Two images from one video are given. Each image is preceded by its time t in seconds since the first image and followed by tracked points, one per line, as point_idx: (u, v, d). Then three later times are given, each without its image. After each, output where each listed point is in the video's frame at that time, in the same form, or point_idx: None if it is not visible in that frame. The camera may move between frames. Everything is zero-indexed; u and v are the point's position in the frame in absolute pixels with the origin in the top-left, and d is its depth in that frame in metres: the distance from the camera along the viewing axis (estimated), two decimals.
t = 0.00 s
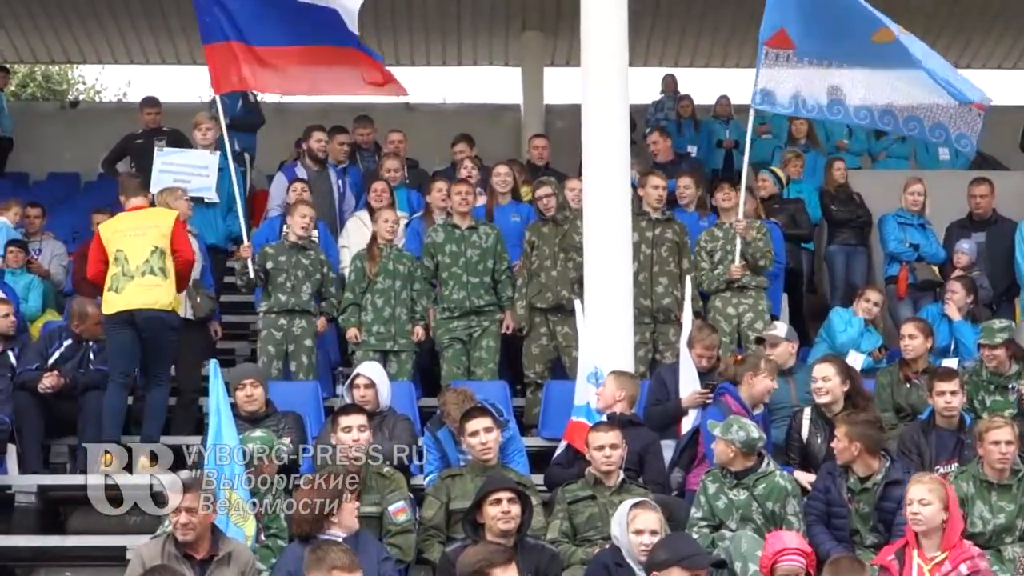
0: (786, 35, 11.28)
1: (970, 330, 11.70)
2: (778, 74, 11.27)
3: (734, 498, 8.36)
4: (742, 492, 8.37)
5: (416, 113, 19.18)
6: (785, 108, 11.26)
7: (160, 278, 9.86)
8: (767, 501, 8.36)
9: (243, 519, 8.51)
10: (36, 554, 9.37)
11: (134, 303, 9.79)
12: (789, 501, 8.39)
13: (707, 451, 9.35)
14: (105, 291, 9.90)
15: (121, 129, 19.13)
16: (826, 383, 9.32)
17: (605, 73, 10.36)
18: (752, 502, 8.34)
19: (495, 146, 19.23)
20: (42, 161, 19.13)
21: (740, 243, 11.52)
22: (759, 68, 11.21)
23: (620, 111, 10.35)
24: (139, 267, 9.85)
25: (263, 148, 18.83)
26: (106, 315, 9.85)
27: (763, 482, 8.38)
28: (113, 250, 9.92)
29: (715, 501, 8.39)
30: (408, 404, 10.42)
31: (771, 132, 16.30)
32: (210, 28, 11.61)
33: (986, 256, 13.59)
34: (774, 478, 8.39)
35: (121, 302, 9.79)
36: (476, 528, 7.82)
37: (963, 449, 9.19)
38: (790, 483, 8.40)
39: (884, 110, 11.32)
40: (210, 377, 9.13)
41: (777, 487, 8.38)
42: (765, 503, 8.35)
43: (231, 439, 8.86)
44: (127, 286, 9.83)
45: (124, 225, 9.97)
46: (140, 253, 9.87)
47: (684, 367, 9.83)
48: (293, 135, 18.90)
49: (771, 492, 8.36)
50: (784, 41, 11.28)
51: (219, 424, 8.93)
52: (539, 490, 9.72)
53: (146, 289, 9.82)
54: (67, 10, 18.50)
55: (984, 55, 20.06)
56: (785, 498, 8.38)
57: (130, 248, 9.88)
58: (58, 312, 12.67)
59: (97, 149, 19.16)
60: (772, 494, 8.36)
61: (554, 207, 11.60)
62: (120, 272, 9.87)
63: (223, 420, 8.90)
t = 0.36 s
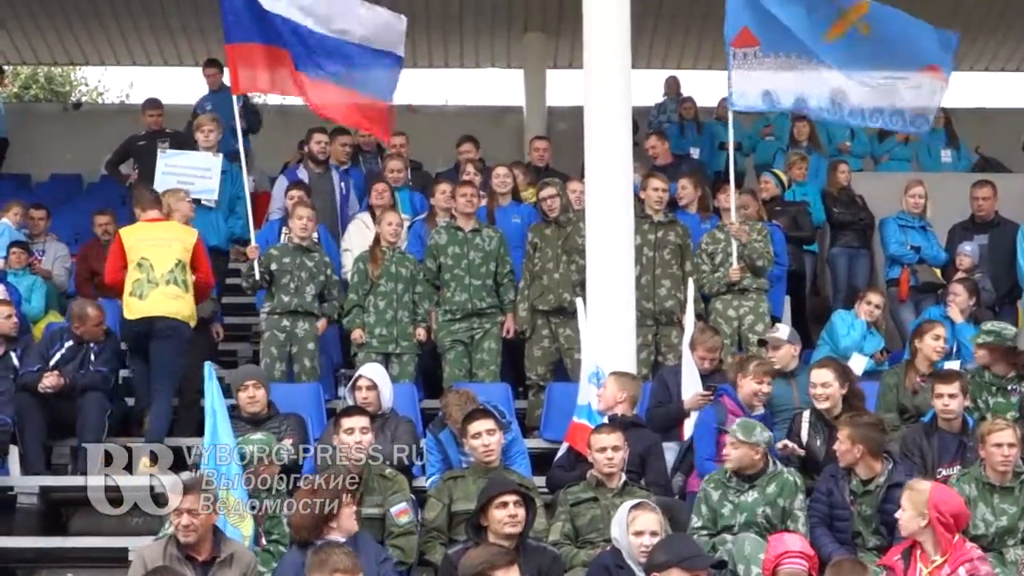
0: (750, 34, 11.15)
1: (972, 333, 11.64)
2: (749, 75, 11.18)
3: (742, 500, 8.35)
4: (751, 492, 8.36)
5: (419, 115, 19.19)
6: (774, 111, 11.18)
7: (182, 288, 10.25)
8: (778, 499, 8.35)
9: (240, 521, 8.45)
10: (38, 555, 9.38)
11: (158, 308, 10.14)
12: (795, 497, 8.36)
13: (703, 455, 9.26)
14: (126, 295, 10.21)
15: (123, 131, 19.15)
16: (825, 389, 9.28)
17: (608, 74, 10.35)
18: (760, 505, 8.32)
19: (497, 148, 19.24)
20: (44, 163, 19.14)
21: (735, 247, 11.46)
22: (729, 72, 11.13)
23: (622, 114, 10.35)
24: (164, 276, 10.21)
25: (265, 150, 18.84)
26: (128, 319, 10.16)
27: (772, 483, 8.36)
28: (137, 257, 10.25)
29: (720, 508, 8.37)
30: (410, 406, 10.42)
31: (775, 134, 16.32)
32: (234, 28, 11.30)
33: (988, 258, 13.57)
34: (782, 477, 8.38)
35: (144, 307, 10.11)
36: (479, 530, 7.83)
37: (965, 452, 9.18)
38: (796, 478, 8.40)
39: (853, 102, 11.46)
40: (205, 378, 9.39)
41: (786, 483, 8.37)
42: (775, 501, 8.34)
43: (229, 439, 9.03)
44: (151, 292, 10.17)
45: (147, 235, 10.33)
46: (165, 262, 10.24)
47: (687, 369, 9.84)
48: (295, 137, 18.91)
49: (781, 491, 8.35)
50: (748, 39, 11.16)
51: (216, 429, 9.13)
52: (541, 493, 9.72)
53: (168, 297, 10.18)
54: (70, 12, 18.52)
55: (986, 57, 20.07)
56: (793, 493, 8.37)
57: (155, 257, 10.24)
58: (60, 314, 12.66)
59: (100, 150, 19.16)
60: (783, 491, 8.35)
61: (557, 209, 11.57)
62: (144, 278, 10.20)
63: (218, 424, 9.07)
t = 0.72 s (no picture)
0: (732, 34, 11.33)
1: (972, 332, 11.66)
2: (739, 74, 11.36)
3: (750, 503, 8.34)
4: (759, 494, 8.36)
5: (420, 116, 19.20)
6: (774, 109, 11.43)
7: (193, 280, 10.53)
8: (784, 501, 8.39)
9: (236, 520, 8.58)
10: (38, 555, 9.41)
11: (180, 302, 10.40)
12: (798, 497, 8.41)
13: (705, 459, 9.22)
14: (142, 294, 10.39)
15: (123, 131, 19.14)
16: (840, 391, 9.31)
17: (608, 75, 10.34)
18: (767, 506, 8.33)
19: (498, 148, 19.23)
20: (45, 163, 19.14)
21: (732, 245, 11.60)
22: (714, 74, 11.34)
23: (622, 115, 10.33)
24: (175, 270, 10.45)
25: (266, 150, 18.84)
26: (150, 316, 10.37)
27: (775, 486, 8.39)
28: (145, 257, 10.44)
29: (727, 512, 8.34)
30: (410, 406, 10.40)
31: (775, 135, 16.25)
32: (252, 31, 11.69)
33: (989, 258, 13.56)
34: (787, 479, 8.43)
35: (165, 303, 10.35)
36: (481, 531, 7.81)
37: (966, 452, 9.17)
38: (799, 480, 8.46)
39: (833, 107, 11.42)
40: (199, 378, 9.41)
41: (791, 485, 8.42)
42: (781, 502, 8.36)
43: (221, 440, 9.05)
44: (168, 287, 10.41)
45: (148, 233, 10.51)
46: (173, 258, 10.47)
47: (688, 370, 9.84)
48: (295, 137, 18.90)
49: (786, 492, 8.40)
50: (730, 39, 11.34)
51: (208, 427, 9.15)
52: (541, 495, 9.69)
53: (185, 290, 10.43)
54: (70, 12, 18.51)
55: (988, 57, 20.05)
56: (797, 493, 8.42)
57: (162, 253, 10.44)
58: (61, 314, 12.65)
59: (100, 151, 19.16)
60: (788, 492, 8.39)
61: (556, 210, 11.58)
62: (157, 275, 10.42)
63: (210, 423, 9.09)
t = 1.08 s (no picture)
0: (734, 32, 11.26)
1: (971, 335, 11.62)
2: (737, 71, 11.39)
3: (745, 503, 8.34)
4: (754, 495, 8.36)
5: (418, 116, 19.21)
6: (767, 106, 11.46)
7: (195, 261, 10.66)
8: (781, 502, 8.38)
9: (233, 519, 8.58)
10: (37, 556, 9.39)
11: (185, 281, 10.51)
12: (796, 499, 8.39)
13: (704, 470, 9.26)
14: (148, 271, 10.46)
15: (122, 131, 19.14)
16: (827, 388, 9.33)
17: (608, 77, 10.35)
18: (762, 507, 8.33)
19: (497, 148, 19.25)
20: (43, 163, 19.13)
21: (733, 244, 11.61)
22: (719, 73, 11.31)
23: (621, 115, 10.34)
24: (178, 247, 10.56)
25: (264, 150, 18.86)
26: (156, 293, 10.45)
27: (773, 487, 8.38)
28: (150, 233, 10.53)
29: (722, 513, 8.35)
30: (409, 406, 10.41)
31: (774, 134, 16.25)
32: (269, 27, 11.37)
33: (987, 258, 13.58)
34: (784, 480, 8.42)
35: (170, 280, 10.44)
36: (480, 531, 7.81)
37: (965, 453, 9.18)
38: (796, 481, 8.44)
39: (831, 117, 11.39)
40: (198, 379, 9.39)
41: (787, 487, 8.40)
42: (777, 503, 8.36)
43: (219, 439, 9.05)
44: (173, 265, 10.51)
45: (152, 209, 10.62)
46: (178, 237, 10.58)
47: (687, 370, 9.83)
48: (294, 137, 18.92)
49: (783, 493, 8.39)
50: (731, 38, 11.29)
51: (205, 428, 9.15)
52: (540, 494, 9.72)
53: (189, 269, 10.54)
54: (69, 12, 18.50)
55: (987, 58, 20.07)
56: (794, 495, 8.40)
57: (167, 230, 10.56)
58: (60, 315, 12.65)
59: (100, 150, 19.15)
60: (785, 493, 8.38)
61: (558, 209, 11.62)
62: (163, 253, 10.50)
63: (207, 422, 9.08)
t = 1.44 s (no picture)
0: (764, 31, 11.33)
1: (973, 335, 11.64)
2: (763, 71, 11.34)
3: (746, 503, 8.33)
4: (755, 496, 8.35)
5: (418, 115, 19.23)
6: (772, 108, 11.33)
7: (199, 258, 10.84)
8: (781, 503, 8.37)
9: (230, 517, 8.47)
10: (37, 555, 9.38)
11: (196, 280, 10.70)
12: (797, 499, 8.38)
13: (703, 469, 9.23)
14: (164, 267, 10.56)
15: (122, 130, 19.13)
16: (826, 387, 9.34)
17: (608, 77, 10.34)
18: (763, 507, 8.31)
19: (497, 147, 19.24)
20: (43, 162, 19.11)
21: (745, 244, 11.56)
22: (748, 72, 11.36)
23: (621, 114, 10.33)
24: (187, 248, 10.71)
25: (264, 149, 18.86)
26: (169, 290, 10.58)
27: (773, 487, 8.37)
28: (169, 230, 10.60)
29: (722, 512, 8.33)
30: (409, 406, 10.40)
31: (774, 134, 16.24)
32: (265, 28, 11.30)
33: (988, 257, 13.57)
34: (785, 481, 8.41)
35: (184, 281, 10.59)
36: (480, 530, 7.80)
37: (965, 452, 9.17)
38: (797, 482, 8.44)
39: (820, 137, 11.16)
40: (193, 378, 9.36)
41: (788, 487, 8.39)
42: (778, 504, 8.35)
43: (214, 438, 9.07)
44: (185, 265, 10.65)
45: (167, 205, 10.68)
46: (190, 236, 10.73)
47: (686, 370, 9.82)
48: (294, 137, 18.91)
49: (784, 494, 8.38)
50: (763, 37, 11.35)
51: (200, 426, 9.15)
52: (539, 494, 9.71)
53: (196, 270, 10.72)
54: (68, 11, 18.49)
55: (987, 58, 20.08)
56: (795, 496, 8.39)
57: (182, 229, 10.68)
58: (59, 315, 12.64)
59: (100, 149, 19.14)
60: (785, 494, 8.38)
61: (556, 208, 11.59)
62: (178, 251, 10.62)
63: (202, 423, 9.08)
